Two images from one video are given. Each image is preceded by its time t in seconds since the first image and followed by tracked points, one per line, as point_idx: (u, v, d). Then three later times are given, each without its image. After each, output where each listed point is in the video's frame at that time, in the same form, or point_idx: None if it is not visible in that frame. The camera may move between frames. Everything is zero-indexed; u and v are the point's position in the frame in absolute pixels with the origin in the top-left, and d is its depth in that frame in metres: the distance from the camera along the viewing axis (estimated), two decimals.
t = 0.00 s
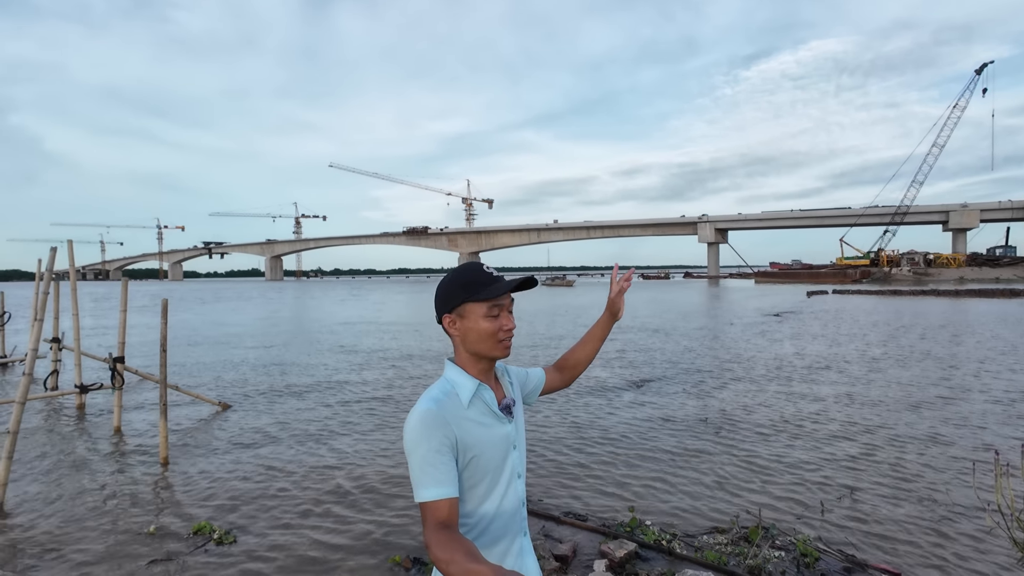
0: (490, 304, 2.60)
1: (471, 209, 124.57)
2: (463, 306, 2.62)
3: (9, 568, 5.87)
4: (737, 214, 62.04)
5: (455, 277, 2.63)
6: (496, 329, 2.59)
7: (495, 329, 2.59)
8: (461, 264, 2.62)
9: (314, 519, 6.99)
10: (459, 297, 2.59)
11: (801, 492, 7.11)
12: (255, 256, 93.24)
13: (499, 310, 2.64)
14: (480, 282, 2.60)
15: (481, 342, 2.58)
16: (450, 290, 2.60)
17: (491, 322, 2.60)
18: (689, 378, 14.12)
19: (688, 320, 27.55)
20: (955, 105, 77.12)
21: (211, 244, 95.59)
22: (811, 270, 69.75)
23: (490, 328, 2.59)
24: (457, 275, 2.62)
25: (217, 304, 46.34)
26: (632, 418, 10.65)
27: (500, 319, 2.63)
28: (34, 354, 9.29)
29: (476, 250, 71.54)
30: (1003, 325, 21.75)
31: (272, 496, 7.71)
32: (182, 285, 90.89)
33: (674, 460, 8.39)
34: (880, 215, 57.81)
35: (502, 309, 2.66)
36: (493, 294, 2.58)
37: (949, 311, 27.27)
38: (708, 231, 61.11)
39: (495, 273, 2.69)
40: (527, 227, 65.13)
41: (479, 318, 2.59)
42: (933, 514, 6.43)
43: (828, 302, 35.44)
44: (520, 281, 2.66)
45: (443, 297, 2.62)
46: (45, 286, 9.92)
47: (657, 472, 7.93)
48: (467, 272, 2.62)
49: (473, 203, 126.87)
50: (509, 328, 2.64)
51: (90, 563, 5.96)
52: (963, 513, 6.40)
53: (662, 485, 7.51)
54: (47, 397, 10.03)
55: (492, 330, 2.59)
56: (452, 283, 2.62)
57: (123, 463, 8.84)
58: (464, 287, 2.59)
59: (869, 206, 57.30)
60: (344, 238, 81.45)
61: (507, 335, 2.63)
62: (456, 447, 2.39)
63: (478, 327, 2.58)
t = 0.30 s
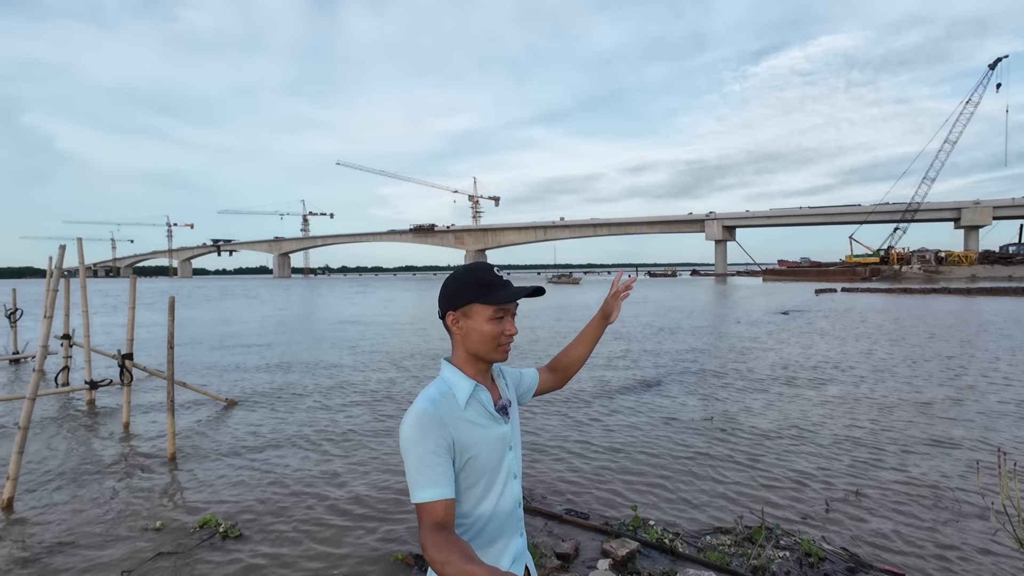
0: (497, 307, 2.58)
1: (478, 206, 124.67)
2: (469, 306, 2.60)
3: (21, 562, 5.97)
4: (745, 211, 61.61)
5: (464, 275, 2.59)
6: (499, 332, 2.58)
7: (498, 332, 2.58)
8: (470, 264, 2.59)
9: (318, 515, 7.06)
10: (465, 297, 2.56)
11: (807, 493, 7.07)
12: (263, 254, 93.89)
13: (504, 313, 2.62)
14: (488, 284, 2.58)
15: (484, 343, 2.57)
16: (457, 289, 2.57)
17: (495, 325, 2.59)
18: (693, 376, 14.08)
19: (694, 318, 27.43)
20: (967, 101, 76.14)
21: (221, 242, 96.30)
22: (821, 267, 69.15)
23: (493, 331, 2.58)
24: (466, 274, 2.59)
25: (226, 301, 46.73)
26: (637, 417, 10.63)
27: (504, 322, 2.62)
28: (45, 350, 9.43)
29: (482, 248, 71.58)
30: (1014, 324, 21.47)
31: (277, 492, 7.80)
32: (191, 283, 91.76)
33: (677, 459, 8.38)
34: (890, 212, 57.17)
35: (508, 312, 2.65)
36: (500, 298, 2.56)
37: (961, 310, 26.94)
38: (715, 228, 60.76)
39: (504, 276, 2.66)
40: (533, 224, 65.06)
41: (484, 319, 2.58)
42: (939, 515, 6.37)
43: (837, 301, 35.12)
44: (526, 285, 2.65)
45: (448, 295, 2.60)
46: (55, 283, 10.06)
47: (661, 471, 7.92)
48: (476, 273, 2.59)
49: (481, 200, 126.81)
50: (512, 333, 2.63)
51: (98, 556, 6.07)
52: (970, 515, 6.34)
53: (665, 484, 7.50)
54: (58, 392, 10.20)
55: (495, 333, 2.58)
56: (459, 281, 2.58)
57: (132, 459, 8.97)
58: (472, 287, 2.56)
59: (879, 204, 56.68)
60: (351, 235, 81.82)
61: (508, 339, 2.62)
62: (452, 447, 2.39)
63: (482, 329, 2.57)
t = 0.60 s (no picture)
0: (490, 313, 2.59)
1: (487, 203, 124.60)
2: (462, 310, 2.62)
3: (31, 556, 6.08)
4: (755, 208, 61.11)
5: (458, 280, 2.61)
6: (492, 338, 2.59)
7: (491, 338, 2.59)
8: (465, 269, 2.61)
9: (322, 511, 7.13)
10: (459, 303, 2.58)
11: (812, 494, 7.04)
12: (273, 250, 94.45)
13: (497, 319, 2.63)
14: (481, 290, 2.59)
15: (477, 348, 2.58)
16: (450, 295, 2.60)
17: (488, 330, 2.60)
18: (699, 375, 14.03)
19: (701, 316, 27.34)
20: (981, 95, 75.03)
21: (231, 239, 97.00)
22: (831, 264, 68.51)
23: (486, 336, 2.59)
24: (460, 279, 2.61)
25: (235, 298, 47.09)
26: (642, 416, 10.62)
27: (497, 328, 2.63)
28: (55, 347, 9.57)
29: (490, 245, 71.58)
30: None
31: (283, 488, 7.88)
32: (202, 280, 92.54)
33: (681, 458, 8.37)
34: (902, 208, 56.50)
35: (501, 318, 2.65)
36: (492, 303, 2.57)
37: (972, 307, 26.60)
38: (724, 225, 60.37)
39: (498, 281, 2.68)
40: (541, 221, 64.95)
41: (476, 325, 2.59)
42: (945, 518, 6.32)
43: (846, 299, 34.79)
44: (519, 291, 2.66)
45: (443, 299, 2.63)
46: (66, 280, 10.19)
47: (665, 471, 7.91)
48: (471, 278, 2.61)
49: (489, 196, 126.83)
50: (505, 338, 2.64)
51: (106, 551, 6.17)
52: (977, 518, 6.29)
53: (668, 483, 7.49)
54: (68, 388, 10.35)
55: (488, 338, 2.59)
56: (453, 286, 2.61)
57: (140, 454, 9.10)
58: (466, 293, 2.58)
59: (891, 200, 56.01)
60: (360, 232, 82.10)
61: (502, 345, 2.63)
62: (447, 450, 2.41)
63: (474, 335, 2.58)
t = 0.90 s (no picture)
0: (478, 312, 2.59)
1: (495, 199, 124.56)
2: (452, 310, 2.64)
3: (42, 549, 6.19)
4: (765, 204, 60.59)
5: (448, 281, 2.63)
6: (484, 337, 2.59)
7: (483, 337, 2.58)
8: (454, 269, 2.62)
9: (327, 507, 7.20)
10: (449, 303, 2.60)
11: (818, 494, 6.99)
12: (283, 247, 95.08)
13: (488, 318, 2.63)
14: (470, 290, 2.60)
15: (469, 348, 2.59)
16: (441, 295, 2.63)
17: (478, 330, 2.60)
18: (705, 373, 13.97)
19: (708, 314, 27.21)
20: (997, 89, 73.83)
21: (242, 235, 97.79)
22: (843, 261, 67.84)
23: (478, 336, 2.59)
24: (451, 279, 2.62)
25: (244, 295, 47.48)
26: (648, 414, 10.59)
27: (488, 327, 2.62)
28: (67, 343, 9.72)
29: (498, 242, 71.58)
30: None
31: (289, 484, 7.96)
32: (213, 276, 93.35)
33: (686, 457, 8.34)
34: (916, 205, 55.77)
35: (492, 316, 2.65)
36: (480, 302, 2.58)
37: (985, 306, 26.23)
38: (733, 222, 59.90)
39: (489, 279, 2.67)
40: (549, 218, 64.81)
41: (468, 324, 2.60)
42: (954, 520, 6.26)
43: (855, 297, 34.45)
44: (510, 289, 2.64)
45: (435, 299, 2.64)
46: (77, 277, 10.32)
47: (670, 469, 7.90)
48: (460, 278, 2.62)
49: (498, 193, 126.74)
50: (498, 337, 2.62)
51: (114, 545, 6.27)
52: (986, 520, 6.22)
53: (672, 482, 7.48)
54: (80, 383, 10.51)
55: (480, 337, 2.59)
56: (444, 286, 2.62)
57: (149, 450, 9.23)
58: (454, 293, 2.60)
59: (905, 196, 55.29)
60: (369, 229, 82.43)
61: (495, 344, 2.62)
62: (444, 449, 2.41)
63: (465, 334, 2.60)
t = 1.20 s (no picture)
0: (470, 313, 2.60)
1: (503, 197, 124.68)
2: (446, 311, 2.66)
3: (55, 542, 6.29)
4: (774, 201, 60.05)
5: (441, 282, 2.66)
6: (480, 337, 2.60)
7: (479, 336, 2.59)
8: (447, 270, 2.64)
9: (335, 503, 7.25)
10: (444, 304, 2.62)
11: (827, 494, 6.95)
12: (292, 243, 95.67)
13: (482, 317, 2.64)
14: (463, 290, 2.61)
15: (465, 347, 2.60)
16: (435, 297, 2.66)
17: (473, 329, 2.62)
18: (712, 371, 13.90)
19: (716, 311, 27.06)
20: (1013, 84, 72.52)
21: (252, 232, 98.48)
22: (854, 258, 67.12)
23: (474, 335, 2.61)
24: (445, 280, 2.64)
25: (253, 291, 47.83)
26: (655, 412, 10.57)
27: (483, 326, 2.63)
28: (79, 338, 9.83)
29: (506, 238, 71.53)
30: None
31: (297, 478, 8.02)
32: (223, 273, 94.16)
33: (693, 455, 8.31)
34: (929, 201, 55.03)
35: (486, 316, 2.65)
36: (473, 303, 2.58)
37: (1000, 304, 25.85)
38: (743, 218, 59.48)
39: (482, 278, 2.67)
40: (556, 215, 64.67)
41: (463, 324, 2.62)
42: (965, 523, 6.20)
43: (866, 294, 34.11)
44: (504, 287, 2.64)
45: (430, 301, 2.66)
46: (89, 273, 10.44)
47: (677, 467, 7.88)
48: (453, 278, 2.63)
49: (505, 189, 126.59)
50: (494, 336, 2.62)
51: (126, 537, 6.35)
52: (998, 523, 6.16)
53: (679, 480, 7.46)
54: (92, 378, 10.64)
55: (477, 337, 2.60)
56: (438, 288, 2.64)
57: (160, 444, 9.33)
58: (447, 294, 2.62)
59: (918, 192, 54.56)
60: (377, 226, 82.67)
61: (492, 343, 2.62)
62: (447, 446, 2.41)
63: (460, 334, 2.61)
